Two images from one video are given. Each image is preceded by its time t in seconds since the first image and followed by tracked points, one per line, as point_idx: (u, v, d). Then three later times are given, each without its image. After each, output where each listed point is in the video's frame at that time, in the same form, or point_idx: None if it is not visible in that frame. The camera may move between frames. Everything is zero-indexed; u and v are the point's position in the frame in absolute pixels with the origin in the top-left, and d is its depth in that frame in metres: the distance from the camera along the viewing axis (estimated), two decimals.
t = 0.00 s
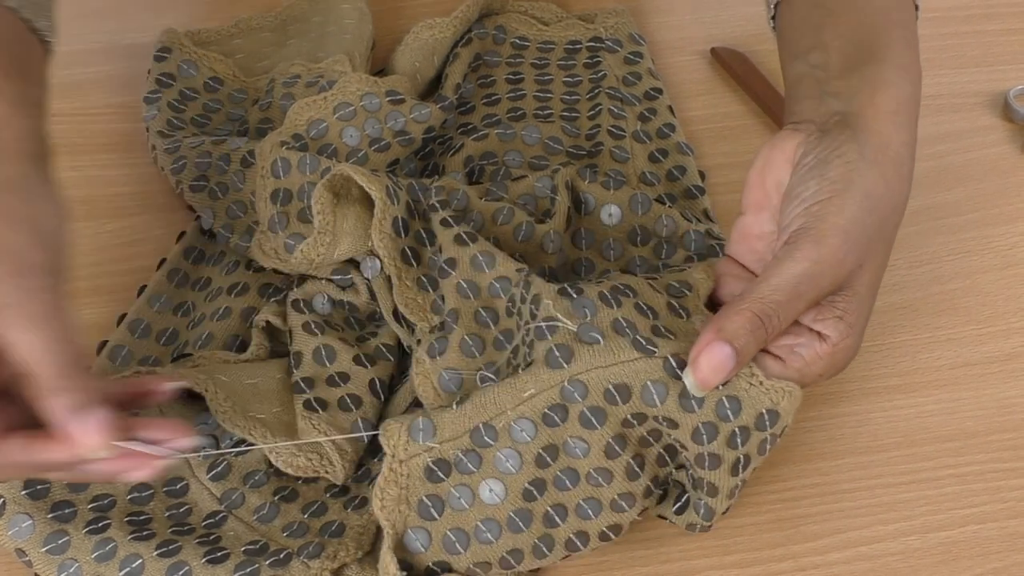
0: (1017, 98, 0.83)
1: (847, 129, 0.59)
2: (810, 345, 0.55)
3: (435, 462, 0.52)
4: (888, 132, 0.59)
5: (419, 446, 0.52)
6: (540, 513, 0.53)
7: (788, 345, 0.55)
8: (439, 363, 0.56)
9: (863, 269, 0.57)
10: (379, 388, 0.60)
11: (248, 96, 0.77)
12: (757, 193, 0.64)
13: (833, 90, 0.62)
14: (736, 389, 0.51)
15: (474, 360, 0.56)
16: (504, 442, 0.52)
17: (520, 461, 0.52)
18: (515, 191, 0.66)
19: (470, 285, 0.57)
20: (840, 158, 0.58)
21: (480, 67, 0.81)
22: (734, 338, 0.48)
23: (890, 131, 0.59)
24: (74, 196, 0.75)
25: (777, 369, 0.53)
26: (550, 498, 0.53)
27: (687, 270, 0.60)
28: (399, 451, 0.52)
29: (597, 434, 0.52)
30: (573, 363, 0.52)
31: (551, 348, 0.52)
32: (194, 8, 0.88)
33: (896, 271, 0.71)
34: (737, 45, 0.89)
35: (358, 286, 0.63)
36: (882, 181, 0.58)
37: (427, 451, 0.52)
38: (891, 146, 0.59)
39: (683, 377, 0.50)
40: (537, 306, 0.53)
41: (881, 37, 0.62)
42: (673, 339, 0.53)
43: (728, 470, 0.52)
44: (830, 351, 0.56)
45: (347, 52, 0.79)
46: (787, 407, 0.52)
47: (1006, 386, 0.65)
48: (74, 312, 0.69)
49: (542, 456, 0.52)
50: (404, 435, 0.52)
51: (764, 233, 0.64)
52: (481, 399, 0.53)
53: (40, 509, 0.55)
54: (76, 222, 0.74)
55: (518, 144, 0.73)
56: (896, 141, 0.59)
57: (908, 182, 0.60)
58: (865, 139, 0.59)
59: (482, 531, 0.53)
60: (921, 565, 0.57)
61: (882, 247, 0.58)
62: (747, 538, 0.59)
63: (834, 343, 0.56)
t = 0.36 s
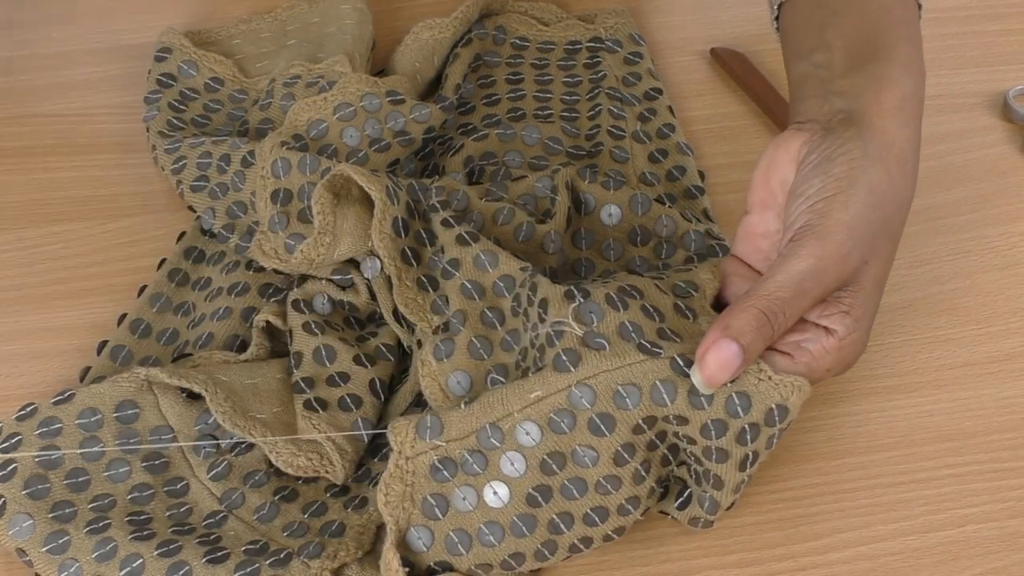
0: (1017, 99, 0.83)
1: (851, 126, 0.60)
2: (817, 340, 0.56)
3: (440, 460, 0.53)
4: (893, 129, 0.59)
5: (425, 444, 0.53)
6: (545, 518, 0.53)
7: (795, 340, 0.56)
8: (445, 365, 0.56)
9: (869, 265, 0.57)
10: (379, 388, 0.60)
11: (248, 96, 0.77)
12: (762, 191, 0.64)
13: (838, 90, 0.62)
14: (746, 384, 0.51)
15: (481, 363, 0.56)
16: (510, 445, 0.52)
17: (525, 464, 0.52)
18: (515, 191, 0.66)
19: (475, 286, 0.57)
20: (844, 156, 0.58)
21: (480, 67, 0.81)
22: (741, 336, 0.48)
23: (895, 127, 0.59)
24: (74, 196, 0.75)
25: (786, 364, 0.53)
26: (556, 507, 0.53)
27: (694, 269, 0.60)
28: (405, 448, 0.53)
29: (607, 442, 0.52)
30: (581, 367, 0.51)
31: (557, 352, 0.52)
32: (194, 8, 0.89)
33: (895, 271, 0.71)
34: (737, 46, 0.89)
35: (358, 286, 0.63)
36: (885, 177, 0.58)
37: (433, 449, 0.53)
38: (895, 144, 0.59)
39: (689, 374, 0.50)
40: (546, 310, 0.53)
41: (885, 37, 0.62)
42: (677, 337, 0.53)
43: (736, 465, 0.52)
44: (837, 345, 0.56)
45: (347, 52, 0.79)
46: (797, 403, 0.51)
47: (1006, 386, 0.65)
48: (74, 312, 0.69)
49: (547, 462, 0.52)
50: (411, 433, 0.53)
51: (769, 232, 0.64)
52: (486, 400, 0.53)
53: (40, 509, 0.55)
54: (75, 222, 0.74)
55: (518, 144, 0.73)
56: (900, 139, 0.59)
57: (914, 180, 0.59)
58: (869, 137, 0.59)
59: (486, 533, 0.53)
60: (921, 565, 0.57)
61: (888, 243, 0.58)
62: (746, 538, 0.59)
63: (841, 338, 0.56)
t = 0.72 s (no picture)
0: (1016, 99, 0.83)
1: (844, 124, 0.59)
2: (817, 338, 0.56)
3: (440, 459, 0.53)
4: (887, 126, 0.59)
5: (425, 443, 0.53)
6: (545, 517, 0.53)
7: (795, 338, 0.56)
8: (441, 364, 0.56)
9: (866, 263, 0.57)
10: (379, 388, 0.60)
11: (248, 96, 0.77)
12: (758, 191, 0.64)
13: (831, 88, 0.62)
14: (747, 385, 0.51)
15: (476, 364, 0.56)
16: (510, 443, 0.52)
17: (526, 462, 0.52)
18: (515, 191, 0.66)
19: (474, 288, 0.58)
20: (839, 153, 0.58)
21: (480, 67, 0.81)
22: (740, 336, 0.48)
23: (888, 124, 0.59)
24: (74, 196, 0.75)
25: (786, 364, 0.53)
26: (556, 506, 0.53)
27: (694, 271, 0.61)
28: (404, 446, 0.53)
29: (607, 443, 0.52)
30: (581, 369, 0.51)
31: (558, 355, 0.52)
32: (194, 8, 0.89)
33: (895, 271, 0.71)
34: (736, 46, 0.89)
35: (358, 286, 0.63)
36: (880, 174, 0.58)
37: (432, 448, 0.53)
38: (889, 141, 0.59)
39: (690, 376, 0.50)
40: (545, 315, 0.54)
41: (878, 34, 0.62)
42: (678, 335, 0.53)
43: (737, 466, 0.52)
44: (837, 344, 0.56)
45: (347, 52, 0.79)
46: (798, 403, 0.51)
47: (1005, 386, 0.65)
48: (74, 312, 0.69)
49: (547, 461, 0.52)
50: (409, 431, 0.53)
51: (765, 231, 0.64)
52: (486, 399, 0.53)
53: (41, 509, 0.55)
54: (76, 221, 0.74)
55: (518, 145, 0.73)
56: (894, 135, 0.59)
57: (909, 178, 0.60)
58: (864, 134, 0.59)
59: (485, 530, 0.53)
60: (920, 565, 0.57)
61: (884, 240, 0.58)
62: (744, 537, 0.59)
63: (841, 336, 0.56)
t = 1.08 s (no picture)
0: (1016, 99, 0.83)
1: (836, 115, 0.59)
2: (814, 330, 0.55)
3: (438, 450, 0.53)
4: (879, 114, 0.59)
5: (422, 435, 0.53)
6: (541, 510, 0.53)
7: (792, 330, 0.55)
8: (438, 363, 0.55)
9: (860, 252, 0.57)
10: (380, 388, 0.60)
11: (248, 96, 0.77)
12: (752, 185, 0.64)
13: (823, 78, 0.62)
14: (741, 379, 0.51)
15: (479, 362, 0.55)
16: (505, 436, 0.53)
17: (521, 454, 0.53)
18: (515, 191, 0.66)
19: (473, 288, 0.57)
20: (828, 142, 0.58)
21: (480, 67, 0.81)
22: (730, 324, 0.47)
23: (880, 112, 0.59)
24: (75, 196, 0.76)
25: (781, 355, 0.52)
26: (552, 497, 0.53)
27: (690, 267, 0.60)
28: (402, 438, 0.53)
29: (602, 440, 0.52)
30: (575, 369, 0.51)
31: (552, 352, 0.52)
32: (195, 8, 0.89)
33: (894, 271, 0.71)
34: (736, 46, 0.89)
35: (359, 286, 0.63)
36: (870, 162, 0.58)
37: (430, 439, 0.53)
38: (881, 128, 0.59)
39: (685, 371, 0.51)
40: (541, 312, 0.53)
41: (871, 23, 0.62)
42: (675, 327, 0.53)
43: (734, 461, 0.52)
44: (834, 333, 0.56)
45: (347, 53, 0.79)
46: (794, 397, 0.51)
47: (1005, 386, 0.65)
48: (75, 313, 0.69)
49: (542, 453, 0.53)
50: (406, 424, 0.53)
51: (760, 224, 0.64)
52: (483, 395, 0.53)
53: (42, 508, 0.56)
54: (76, 222, 0.74)
55: (518, 145, 0.73)
56: (885, 122, 0.59)
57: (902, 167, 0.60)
58: (853, 123, 0.59)
59: (483, 521, 0.53)
60: (919, 564, 0.58)
61: (877, 228, 0.58)
62: (744, 536, 0.59)
63: (837, 325, 0.56)
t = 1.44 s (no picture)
0: (1015, 99, 0.83)
1: (798, 100, 0.60)
2: (804, 316, 0.55)
3: (445, 461, 0.53)
4: (841, 94, 0.59)
5: (431, 444, 0.54)
6: (544, 526, 0.53)
7: (783, 324, 0.55)
8: (470, 376, 0.56)
9: (833, 229, 0.56)
10: (379, 388, 0.60)
11: (248, 96, 0.77)
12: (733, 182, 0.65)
13: (801, 65, 0.61)
14: (746, 386, 0.50)
15: (500, 369, 0.56)
16: (508, 450, 0.53)
17: (522, 470, 0.53)
18: (515, 191, 0.66)
19: (485, 293, 0.58)
20: (783, 127, 0.59)
21: (480, 68, 0.81)
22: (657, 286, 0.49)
23: (843, 92, 0.59)
24: (75, 196, 0.76)
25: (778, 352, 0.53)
26: (555, 514, 0.53)
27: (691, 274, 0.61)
28: (412, 447, 0.54)
29: (602, 450, 0.52)
30: (576, 375, 0.51)
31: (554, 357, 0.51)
32: (195, 9, 0.89)
33: (894, 271, 0.72)
34: (736, 46, 0.89)
35: (359, 286, 0.63)
36: (830, 140, 0.58)
37: (438, 449, 0.53)
38: (845, 109, 0.59)
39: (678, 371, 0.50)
40: (552, 317, 0.53)
41: (851, 10, 0.62)
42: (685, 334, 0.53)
43: (740, 461, 0.52)
44: (817, 316, 0.54)
45: (347, 53, 0.79)
46: (800, 399, 0.50)
47: (1004, 386, 0.65)
48: (75, 312, 0.69)
49: (544, 468, 0.52)
50: (420, 433, 0.54)
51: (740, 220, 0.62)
52: (487, 404, 0.53)
53: (42, 508, 0.56)
54: (77, 222, 0.74)
55: (518, 145, 0.73)
56: (850, 103, 0.59)
57: (874, 145, 0.59)
58: (814, 105, 0.59)
59: (484, 538, 0.53)
60: (919, 564, 0.58)
61: (851, 205, 0.57)
62: (744, 535, 0.59)
63: (816, 305, 0.54)
